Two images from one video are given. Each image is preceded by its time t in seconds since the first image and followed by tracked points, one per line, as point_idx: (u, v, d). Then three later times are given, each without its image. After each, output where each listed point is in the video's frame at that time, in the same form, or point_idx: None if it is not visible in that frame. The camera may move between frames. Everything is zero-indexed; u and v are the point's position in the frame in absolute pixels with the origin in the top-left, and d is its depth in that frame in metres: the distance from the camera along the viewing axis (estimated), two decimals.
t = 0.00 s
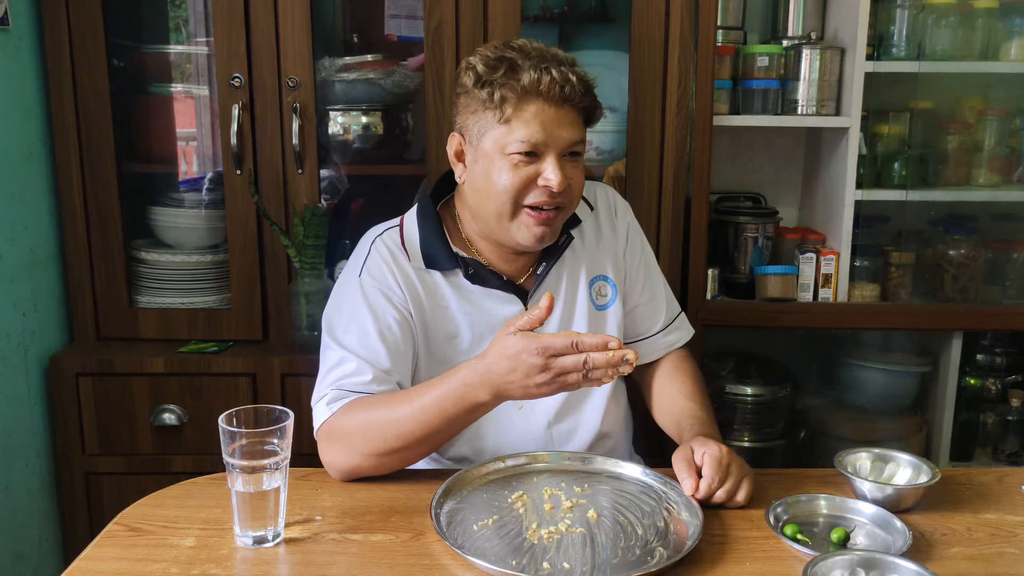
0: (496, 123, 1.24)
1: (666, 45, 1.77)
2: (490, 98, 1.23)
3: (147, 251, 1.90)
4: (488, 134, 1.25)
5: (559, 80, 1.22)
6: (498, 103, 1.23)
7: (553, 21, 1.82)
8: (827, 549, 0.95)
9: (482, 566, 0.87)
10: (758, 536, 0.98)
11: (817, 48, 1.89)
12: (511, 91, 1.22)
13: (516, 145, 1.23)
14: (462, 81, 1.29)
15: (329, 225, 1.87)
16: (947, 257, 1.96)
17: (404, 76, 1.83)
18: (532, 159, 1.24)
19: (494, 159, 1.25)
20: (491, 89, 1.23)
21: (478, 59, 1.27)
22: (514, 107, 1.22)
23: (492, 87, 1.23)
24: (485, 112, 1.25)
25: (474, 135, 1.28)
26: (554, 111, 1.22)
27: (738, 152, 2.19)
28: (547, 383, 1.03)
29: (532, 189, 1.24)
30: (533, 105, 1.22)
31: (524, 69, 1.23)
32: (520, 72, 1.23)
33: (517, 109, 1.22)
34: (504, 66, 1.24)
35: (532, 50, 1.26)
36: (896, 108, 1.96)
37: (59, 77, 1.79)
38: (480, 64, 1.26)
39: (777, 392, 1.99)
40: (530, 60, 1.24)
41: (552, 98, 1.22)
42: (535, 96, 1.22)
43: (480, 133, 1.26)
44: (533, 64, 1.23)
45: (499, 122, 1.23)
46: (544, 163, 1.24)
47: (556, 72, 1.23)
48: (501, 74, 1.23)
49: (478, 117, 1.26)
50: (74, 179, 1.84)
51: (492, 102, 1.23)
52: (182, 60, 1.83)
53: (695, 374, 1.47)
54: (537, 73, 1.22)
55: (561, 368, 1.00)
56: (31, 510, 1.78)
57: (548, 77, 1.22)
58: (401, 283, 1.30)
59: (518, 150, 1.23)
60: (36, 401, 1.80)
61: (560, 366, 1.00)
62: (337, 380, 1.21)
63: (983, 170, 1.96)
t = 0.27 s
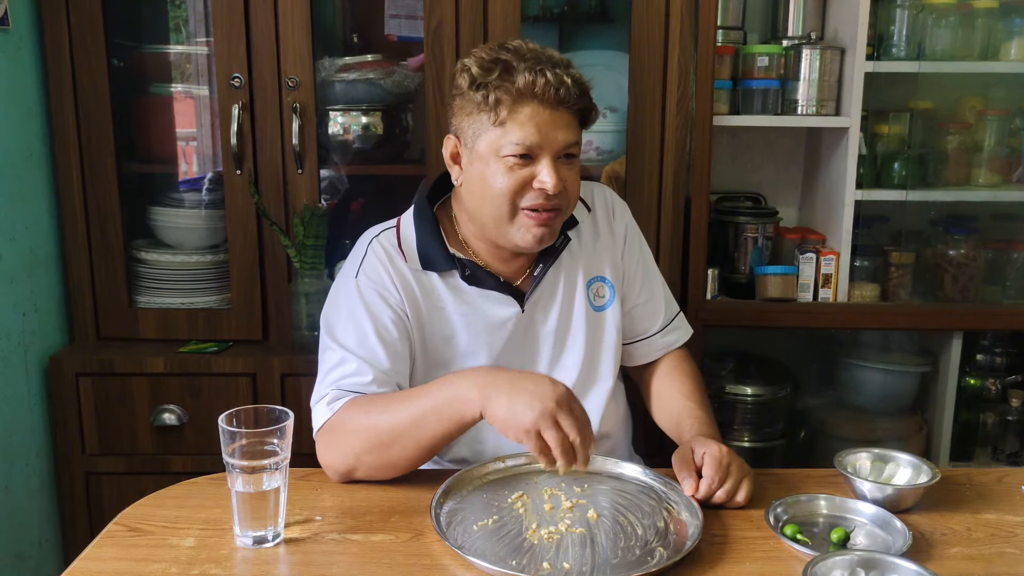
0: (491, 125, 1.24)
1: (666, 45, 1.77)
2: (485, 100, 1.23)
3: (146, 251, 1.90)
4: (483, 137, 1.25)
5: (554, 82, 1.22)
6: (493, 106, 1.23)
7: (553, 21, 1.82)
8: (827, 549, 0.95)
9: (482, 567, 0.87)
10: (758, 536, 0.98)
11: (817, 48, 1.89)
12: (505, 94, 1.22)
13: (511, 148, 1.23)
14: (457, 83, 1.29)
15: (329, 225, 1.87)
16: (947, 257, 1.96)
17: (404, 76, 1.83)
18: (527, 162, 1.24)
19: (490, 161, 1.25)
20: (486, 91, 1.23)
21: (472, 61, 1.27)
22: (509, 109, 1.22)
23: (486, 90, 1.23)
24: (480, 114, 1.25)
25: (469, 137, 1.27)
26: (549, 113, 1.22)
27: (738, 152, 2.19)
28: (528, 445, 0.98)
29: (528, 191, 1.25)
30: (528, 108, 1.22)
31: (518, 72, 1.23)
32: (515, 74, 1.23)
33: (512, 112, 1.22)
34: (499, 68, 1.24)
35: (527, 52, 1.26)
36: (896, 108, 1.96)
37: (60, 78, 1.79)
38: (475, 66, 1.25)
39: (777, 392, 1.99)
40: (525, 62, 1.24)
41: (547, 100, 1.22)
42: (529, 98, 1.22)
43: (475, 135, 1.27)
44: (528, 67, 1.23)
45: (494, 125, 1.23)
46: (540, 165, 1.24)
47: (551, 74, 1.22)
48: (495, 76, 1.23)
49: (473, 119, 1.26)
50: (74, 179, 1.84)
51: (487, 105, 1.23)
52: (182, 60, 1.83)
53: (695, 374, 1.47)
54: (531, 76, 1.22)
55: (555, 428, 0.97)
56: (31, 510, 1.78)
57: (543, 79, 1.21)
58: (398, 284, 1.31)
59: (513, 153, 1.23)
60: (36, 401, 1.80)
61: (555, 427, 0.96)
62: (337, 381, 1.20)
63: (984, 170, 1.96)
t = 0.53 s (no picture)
0: (487, 127, 1.24)
1: (666, 45, 1.77)
2: (480, 102, 1.23)
3: (147, 251, 1.90)
4: (479, 138, 1.25)
5: (549, 84, 1.21)
6: (488, 108, 1.22)
7: (553, 21, 1.82)
8: (827, 549, 0.95)
9: (482, 567, 0.87)
10: (758, 536, 0.98)
11: (817, 48, 1.89)
12: (501, 96, 1.22)
13: (506, 150, 1.22)
14: (453, 84, 1.29)
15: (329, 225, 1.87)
16: (947, 257, 1.96)
17: (404, 76, 1.83)
18: (523, 164, 1.24)
19: (486, 163, 1.25)
20: (481, 93, 1.23)
21: (468, 62, 1.26)
22: (504, 112, 1.22)
23: (482, 92, 1.23)
24: (476, 116, 1.25)
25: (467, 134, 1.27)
26: (544, 115, 1.22)
27: (738, 152, 2.19)
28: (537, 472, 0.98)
29: (524, 193, 1.25)
30: (523, 110, 1.21)
31: (514, 73, 1.22)
32: (510, 76, 1.22)
33: (507, 114, 1.22)
34: (495, 70, 1.24)
35: (523, 53, 1.26)
36: (896, 108, 1.96)
37: (60, 78, 1.79)
38: (470, 67, 1.25)
39: (777, 392, 1.99)
40: (521, 63, 1.23)
41: (543, 102, 1.21)
42: (525, 100, 1.21)
43: (472, 137, 1.26)
44: (524, 68, 1.22)
45: (490, 127, 1.23)
46: (536, 167, 1.23)
47: (546, 76, 1.22)
48: (490, 78, 1.23)
49: (469, 121, 1.26)
50: (74, 179, 1.84)
51: (482, 107, 1.23)
52: (182, 60, 1.83)
53: (694, 374, 1.47)
54: (527, 77, 1.21)
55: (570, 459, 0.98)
56: (31, 510, 1.78)
57: (538, 81, 1.21)
58: (398, 284, 1.31)
59: (509, 155, 1.22)
60: (36, 401, 1.80)
61: (570, 458, 0.98)
62: (343, 382, 1.20)
63: (983, 170, 1.96)
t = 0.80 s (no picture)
0: (483, 128, 1.23)
1: (666, 45, 1.77)
2: (475, 103, 1.23)
3: (147, 251, 1.90)
4: (475, 139, 1.25)
5: (544, 85, 1.21)
6: (483, 109, 1.22)
7: (553, 21, 1.82)
8: (827, 549, 0.95)
9: (482, 567, 0.87)
10: (758, 536, 0.98)
11: (817, 48, 1.89)
12: (496, 97, 1.22)
13: (502, 150, 1.22)
14: (449, 85, 1.29)
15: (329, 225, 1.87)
16: (947, 257, 1.96)
17: (404, 76, 1.83)
18: (519, 165, 1.23)
19: (482, 164, 1.25)
20: (476, 94, 1.23)
21: (464, 63, 1.26)
22: (499, 112, 1.22)
23: (477, 93, 1.23)
24: (471, 117, 1.25)
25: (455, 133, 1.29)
26: (540, 116, 1.22)
27: (738, 152, 2.19)
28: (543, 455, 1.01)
29: (519, 194, 1.25)
30: (519, 110, 1.21)
31: (509, 74, 1.22)
32: (506, 77, 1.22)
33: (502, 115, 1.22)
34: (490, 71, 1.23)
35: (518, 54, 1.26)
36: (896, 108, 1.96)
37: (60, 78, 1.79)
38: (465, 68, 1.25)
39: (777, 391, 1.99)
40: (516, 64, 1.23)
41: (538, 103, 1.21)
42: (520, 101, 1.21)
43: (467, 138, 1.26)
44: (519, 69, 1.22)
45: (485, 127, 1.23)
46: (531, 167, 1.23)
47: (541, 77, 1.22)
48: (486, 79, 1.23)
49: (464, 122, 1.26)
50: (74, 179, 1.84)
51: (477, 108, 1.23)
52: (182, 60, 1.83)
53: (694, 374, 1.47)
54: (522, 78, 1.21)
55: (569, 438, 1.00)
56: (31, 510, 1.78)
57: (534, 81, 1.21)
58: (396, 284, 1.31)
59: (505, 155, 1.22)
60: (36, 401, 1.80)
61: (569, 436, 1.00)
62: (341, 381, 1.20)
63: (983, 170, 1.96)
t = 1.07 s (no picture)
0: (476, 131, 1.23)
1: (666, 45, 1.77)
2: (469, 106, 1.23)
3: (147, 251, 1.90)
4: (468, 142, 1.25)
5: (538, 88, 1.21)
6: (477, 111, 1.22)
7: (553, 21, 1.82)
8: (827, 549, 0.95)
9: (482, 566, 0.87)
10: (758, 536, 0.98)
11: (817, 48, 1.89)
12: (490, 99, 1.21)
13: (495, 153, 1.22)
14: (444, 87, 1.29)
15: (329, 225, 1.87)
16: (947, 257, 1.96)
17: (404, 76, 1.83)
18: (512, 168, 1.23)
19: (475, 167, 1.25)
20: (470, 97, 1.23)
21: (459, 66, 1.26)
22: (493, 115, 1.21)
23: (471, 95, 1.22)
24: (465, 119, 1.25)
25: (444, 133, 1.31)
26: (533, 119, 1.21)
27: (738, 152, 2.19)
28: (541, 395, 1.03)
29: (513, 197, 1.24)
30: (512, 113, 1.21)
31: (503, 77, 1.22)
32: (500, 80, 1.22)
33: (496, 118, 1.21)
34: (484, 73, 1.23)
35: (513, 56, 1.25)
36: (896, 108, 1.96)
37: (60, 78, 1.79)
38: (460, 70, 1.25)
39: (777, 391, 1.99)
40: (510, 66, 1.23)
41: (531, 106, 1.21)
42: (514, 104, 1.21)
43: (461, 140, 1.26)
44: (513, 72, 1.22)
45: (479, 130, 1.23)
46: (524, 170, 1.23)
47: (535, 80, 1.21)
48: (479, 82, 1.23)
49: (458, 124, 1.26)
50: (74, 179, 1.84)
51: (471, 110, 1.23)
52: (182, 60, 1.83)
53: (694, 374, 1.47)
54: (516, 81, 1.21)
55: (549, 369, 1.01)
56: (31, 510, 1.78)
57: (527, 84, 1.21)
58: (393, 284, 1.31)
59: (498, 158, 1.22)
60: (36, 401, 1.80)
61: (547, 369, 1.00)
62: (333, 381, 1.21)
63: (983, 170, 1.96)
